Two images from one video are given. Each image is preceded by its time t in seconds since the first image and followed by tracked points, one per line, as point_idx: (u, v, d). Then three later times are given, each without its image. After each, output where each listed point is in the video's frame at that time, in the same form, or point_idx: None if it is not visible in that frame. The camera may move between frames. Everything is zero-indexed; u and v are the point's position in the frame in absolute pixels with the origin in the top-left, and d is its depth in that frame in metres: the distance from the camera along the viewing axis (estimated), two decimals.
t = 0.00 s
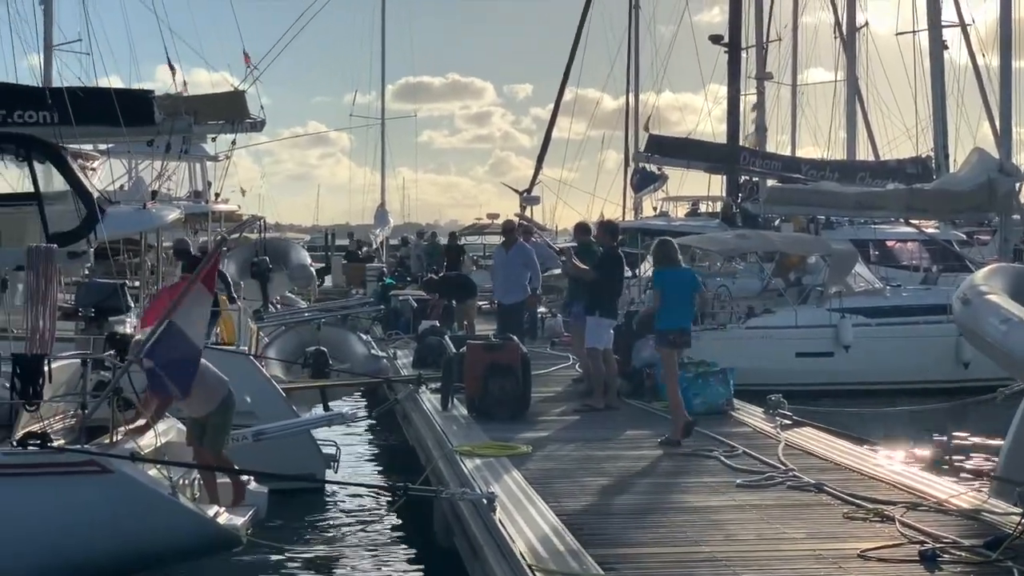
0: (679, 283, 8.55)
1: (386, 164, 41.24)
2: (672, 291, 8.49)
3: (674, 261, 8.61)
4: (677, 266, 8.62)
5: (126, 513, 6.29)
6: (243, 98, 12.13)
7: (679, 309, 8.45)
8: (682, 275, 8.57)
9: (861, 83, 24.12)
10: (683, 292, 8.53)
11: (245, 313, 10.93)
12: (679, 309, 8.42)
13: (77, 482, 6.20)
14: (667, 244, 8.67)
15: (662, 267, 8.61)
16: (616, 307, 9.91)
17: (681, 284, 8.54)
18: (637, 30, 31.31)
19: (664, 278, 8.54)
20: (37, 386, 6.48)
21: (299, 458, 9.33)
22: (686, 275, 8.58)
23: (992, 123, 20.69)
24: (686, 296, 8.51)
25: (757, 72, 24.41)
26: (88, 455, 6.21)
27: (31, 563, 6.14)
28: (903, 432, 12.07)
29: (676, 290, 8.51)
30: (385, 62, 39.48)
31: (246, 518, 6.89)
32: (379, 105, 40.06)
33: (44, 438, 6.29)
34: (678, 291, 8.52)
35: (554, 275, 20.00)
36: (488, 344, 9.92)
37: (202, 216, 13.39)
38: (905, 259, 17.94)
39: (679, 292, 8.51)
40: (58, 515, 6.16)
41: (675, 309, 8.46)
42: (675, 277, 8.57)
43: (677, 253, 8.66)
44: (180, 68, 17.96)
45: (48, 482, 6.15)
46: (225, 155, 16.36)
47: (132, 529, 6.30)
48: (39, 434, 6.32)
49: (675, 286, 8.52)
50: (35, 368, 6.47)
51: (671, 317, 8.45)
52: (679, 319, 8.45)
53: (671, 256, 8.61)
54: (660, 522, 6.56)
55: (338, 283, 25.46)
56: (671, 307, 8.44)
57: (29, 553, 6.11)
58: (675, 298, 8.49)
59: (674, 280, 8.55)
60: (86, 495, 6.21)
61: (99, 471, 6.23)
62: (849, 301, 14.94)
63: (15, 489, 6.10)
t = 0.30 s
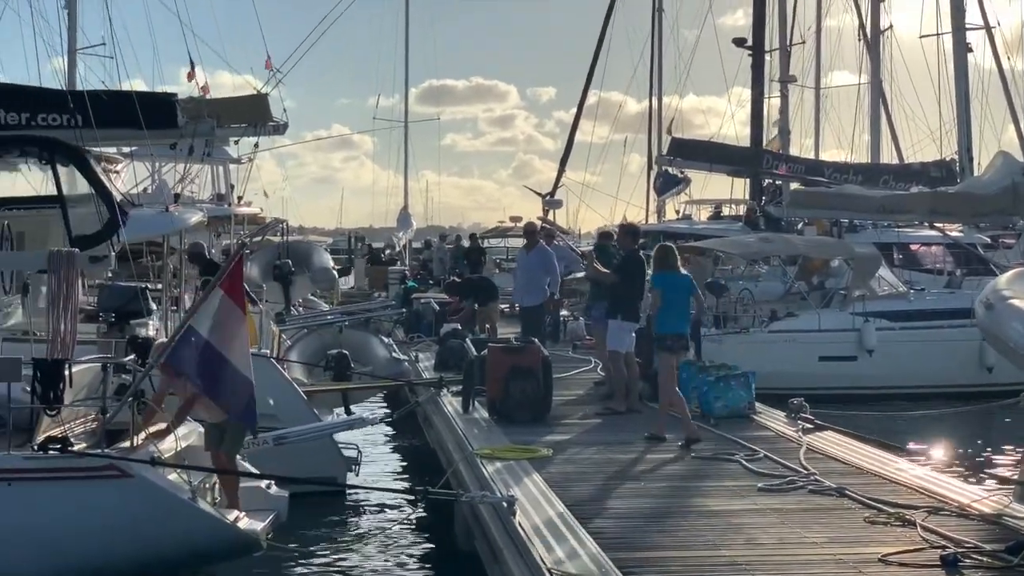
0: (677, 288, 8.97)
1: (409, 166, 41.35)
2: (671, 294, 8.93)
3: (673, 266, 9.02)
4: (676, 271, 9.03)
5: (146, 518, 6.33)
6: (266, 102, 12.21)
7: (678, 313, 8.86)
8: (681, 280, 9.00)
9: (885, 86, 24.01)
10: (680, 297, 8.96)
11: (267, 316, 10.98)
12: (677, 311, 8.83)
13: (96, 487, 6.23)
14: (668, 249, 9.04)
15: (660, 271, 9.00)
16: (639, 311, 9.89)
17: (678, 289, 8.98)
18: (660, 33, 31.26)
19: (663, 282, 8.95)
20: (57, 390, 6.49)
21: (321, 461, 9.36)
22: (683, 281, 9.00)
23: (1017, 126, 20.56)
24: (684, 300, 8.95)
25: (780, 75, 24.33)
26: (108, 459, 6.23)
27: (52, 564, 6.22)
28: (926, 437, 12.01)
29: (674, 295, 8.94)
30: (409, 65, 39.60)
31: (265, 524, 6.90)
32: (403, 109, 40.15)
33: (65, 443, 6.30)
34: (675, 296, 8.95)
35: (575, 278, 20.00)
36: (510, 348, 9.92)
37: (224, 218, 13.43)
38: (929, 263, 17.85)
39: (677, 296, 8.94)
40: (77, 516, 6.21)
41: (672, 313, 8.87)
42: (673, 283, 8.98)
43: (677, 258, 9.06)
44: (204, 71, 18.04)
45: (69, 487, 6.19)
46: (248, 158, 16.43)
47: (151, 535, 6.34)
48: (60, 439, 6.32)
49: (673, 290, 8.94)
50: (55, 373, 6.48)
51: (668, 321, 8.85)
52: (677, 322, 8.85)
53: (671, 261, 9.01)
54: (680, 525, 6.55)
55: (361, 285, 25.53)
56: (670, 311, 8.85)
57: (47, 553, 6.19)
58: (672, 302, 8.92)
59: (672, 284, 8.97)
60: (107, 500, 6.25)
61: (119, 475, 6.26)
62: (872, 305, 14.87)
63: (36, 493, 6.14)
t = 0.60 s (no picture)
0: (677, 281, 9.09)
1: (426, 169, 41.41)
2: (671, 288, 9.03)
3: (672, 259, 9.13)
4: (676, 264, 9.17)
5: (160, 520, 6.35)
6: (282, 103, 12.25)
7: (679, 306, 8.99)
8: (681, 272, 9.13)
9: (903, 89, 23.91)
10: (681, 289, 9.08)
11: (283, 317, 11.01)
12: (679, 305, 8.95)
13: (111, 489, 6.27)
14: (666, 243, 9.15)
15: (659, 264, 9.12)
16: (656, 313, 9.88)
17: (678, 282, 9.09)
18: (678, 36, 31.23)
19: (662, 275, 9.03)
20: (72, 393, 6.55)
21: (337, 463, 9.38)
22: (683, 273, 9.12)
23: None
24: (683, 294, 9.06)
25: (797, 78, 24.28)
26: (122, 462, 6.27)
27: (67, 566, 6.26)
28: (942, 441, 11.96)
29: (673, 288, 9.04)
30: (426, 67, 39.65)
31: (279, 527, 6.89)
32: (421, 111, 40.20)
33: (79, 445, 6.35)
34: (676, 289, 9.05)
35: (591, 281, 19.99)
36: (526, 350, 9.93)
37: (240, 220, 13.48)
38: (946, 267, 17.79)
39: (678, 288, 9.05)
40: (91, 518, 6.25)
41: (672, 306, 8.97)
42: (673, 276, 9.09)
43: (675, 251, 9.18)
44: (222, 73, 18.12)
45: (83, 490, 6.24)
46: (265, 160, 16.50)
47: (166, 537, 6.37)
48: (74, 441, 6.37)
49: (674, 283, 9.04)
50: (70, 377, 6.54)
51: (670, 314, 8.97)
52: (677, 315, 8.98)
53: (671, 255, 9.12)
54: (694, 528, 6.55)
55: (377, 287, 25.58)
56: (671, 304, 8.96)
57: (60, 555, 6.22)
58: (673, 295, 9.01)
59: (671, 277, 9.08)
60: (121, 503, 6.29)
61: (132, 478, 6.30)
62: (889, 309, 14.84)
63: (50, 496, 6.20)
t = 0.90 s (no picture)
0: (675, 293, 9.24)
1: (440, 174, 41.47)
2: (668, 302, 9.19)
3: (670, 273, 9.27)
4: (676, 277, 9.30)
5: (171, 525, 6.38)
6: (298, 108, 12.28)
7: (675, 320, 9.18)
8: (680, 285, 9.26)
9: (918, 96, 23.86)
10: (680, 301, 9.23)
11: (297, 321, 11.04)
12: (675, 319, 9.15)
13: (122, 494, 6.30)
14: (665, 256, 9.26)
15: (658, 277, 9.28)
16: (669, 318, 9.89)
17: (677, 294, 9.24)
18: (693, 42, 31.23)
19: (658, 289, 9.20)
20: (84, 398, 6.59)
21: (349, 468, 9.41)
22: (681, 286, 9.24)
23: None
24: (681, 306, 9.23)
25: (811, 84, 24.25)
26: (133, 467, 6.30)
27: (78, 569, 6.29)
28: (956, 448, 11.92)
29: (670, 301, 9.21)
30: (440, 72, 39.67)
31: (290, 533, 6.92)
32: (435, 115, 40.25)
33: (90, 450, 6.39)
34: (673, 303, 9.22)
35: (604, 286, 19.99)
36: (539, 355, 9.94)
37: (254, 224, 13.53)
38: (961, 274, 17.74)
39: (675, 301, 9.20)
40: (103, 522, 6.28)
41: (668, 320, 9.18)
42: (671, 288, 9.25)
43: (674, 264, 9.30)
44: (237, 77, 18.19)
45: (95, 494, 6.27)
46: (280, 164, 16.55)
47: (177, 541, 6.39)
48: (86, 446, 6.41)
49: (670, 295, 9.21)
50: (82, 381, 6.58)
51: (666, 326, 9.18)
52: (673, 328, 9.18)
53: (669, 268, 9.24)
54: (706, 534, 6.55)
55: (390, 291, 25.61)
56: (666, 317, 9.16)
57: (71, 557, 6.26)
58: (669, 308, 9.20)
59: (669, 290, 9.24)
60: (132, 507, 6.31)
61: (144, 483, 6.32)
62: (903, 316, 14.81)
63: (62, 500, 6.23)
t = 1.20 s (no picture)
0: (674, 297, 9.38)
1: (455, 182, 41.56)
2: (668, 306, 9.34)
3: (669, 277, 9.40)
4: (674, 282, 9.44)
5: (184, 533, 6.41)
6: (313, 115, 12.32)
7: (676, 323, 9.32)
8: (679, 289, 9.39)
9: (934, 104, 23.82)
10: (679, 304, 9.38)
11: (313, 329, 11.08)
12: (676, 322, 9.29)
13: (136, 501, 6.34)
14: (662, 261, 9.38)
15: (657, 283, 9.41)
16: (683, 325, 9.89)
17: (676, 298, 9.37)
18: (708, 50, 31.25)
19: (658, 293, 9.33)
20: (98, 406, 6.65)
21: (363, 475, 9.43)
22: (680, 289, 9.38)
23: None
24: (681, 310, 9.37)
25: (827, 92, 24.23)
26: (147, 475, 6.34)
27: None
28: (972, 457, 11.88)
29: (670, 305, 9.36)
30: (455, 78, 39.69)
31: (305, 540, 6.94)
32: (450, 123, 40.36)
33: (105, 457, 6.42)
34: (673, 306, 9.36)
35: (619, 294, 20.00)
36: (553, 363, 9.95)
37: (269, 232, 13.58)
38: (977, 282, 17.70)
39: (675, 305, 9.35)
40: (117, 529, 6.31)
41: (670, 323, 9.31)
42: (670, 293, 9.38)
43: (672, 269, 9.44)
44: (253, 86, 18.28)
45: (109, 502, 6.30)
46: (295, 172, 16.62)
47: (189, 549, 6.43)
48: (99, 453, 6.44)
49: (669, 299, 9.35)
50: (96, 389, 6.64)
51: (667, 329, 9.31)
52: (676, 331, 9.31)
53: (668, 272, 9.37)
54: (720, 542, 6.55)
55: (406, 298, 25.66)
56: (666, 320, 9.32)
57: (85, 564, 6.29)
58: (670, 312, 9.35)
59: (668, 294, 9.38)
60: (145, 515, 6.35)
61: (157, 491, 6.36)
62: (919, 324, 14.77)
63: (76, 507, 6.26)
